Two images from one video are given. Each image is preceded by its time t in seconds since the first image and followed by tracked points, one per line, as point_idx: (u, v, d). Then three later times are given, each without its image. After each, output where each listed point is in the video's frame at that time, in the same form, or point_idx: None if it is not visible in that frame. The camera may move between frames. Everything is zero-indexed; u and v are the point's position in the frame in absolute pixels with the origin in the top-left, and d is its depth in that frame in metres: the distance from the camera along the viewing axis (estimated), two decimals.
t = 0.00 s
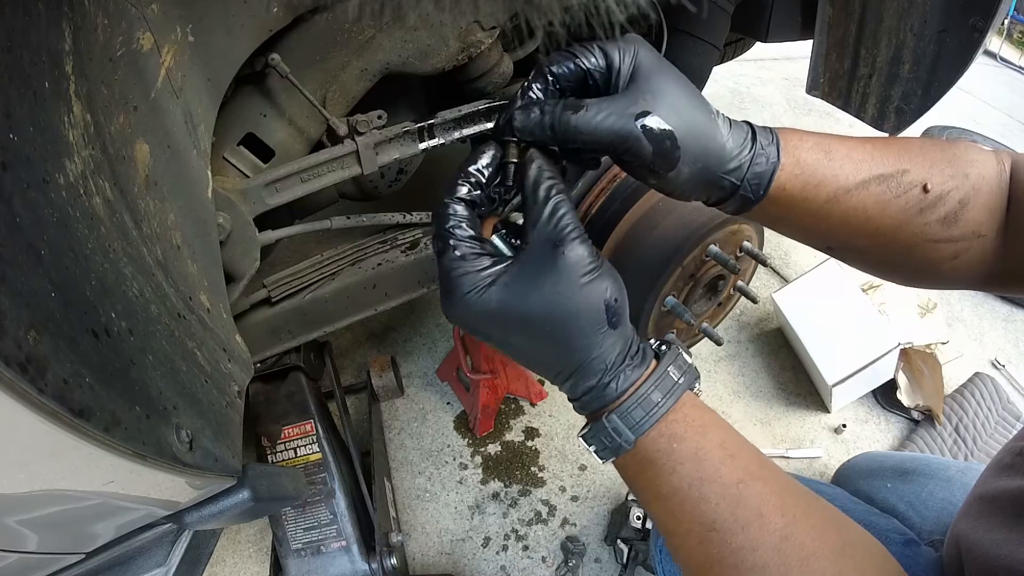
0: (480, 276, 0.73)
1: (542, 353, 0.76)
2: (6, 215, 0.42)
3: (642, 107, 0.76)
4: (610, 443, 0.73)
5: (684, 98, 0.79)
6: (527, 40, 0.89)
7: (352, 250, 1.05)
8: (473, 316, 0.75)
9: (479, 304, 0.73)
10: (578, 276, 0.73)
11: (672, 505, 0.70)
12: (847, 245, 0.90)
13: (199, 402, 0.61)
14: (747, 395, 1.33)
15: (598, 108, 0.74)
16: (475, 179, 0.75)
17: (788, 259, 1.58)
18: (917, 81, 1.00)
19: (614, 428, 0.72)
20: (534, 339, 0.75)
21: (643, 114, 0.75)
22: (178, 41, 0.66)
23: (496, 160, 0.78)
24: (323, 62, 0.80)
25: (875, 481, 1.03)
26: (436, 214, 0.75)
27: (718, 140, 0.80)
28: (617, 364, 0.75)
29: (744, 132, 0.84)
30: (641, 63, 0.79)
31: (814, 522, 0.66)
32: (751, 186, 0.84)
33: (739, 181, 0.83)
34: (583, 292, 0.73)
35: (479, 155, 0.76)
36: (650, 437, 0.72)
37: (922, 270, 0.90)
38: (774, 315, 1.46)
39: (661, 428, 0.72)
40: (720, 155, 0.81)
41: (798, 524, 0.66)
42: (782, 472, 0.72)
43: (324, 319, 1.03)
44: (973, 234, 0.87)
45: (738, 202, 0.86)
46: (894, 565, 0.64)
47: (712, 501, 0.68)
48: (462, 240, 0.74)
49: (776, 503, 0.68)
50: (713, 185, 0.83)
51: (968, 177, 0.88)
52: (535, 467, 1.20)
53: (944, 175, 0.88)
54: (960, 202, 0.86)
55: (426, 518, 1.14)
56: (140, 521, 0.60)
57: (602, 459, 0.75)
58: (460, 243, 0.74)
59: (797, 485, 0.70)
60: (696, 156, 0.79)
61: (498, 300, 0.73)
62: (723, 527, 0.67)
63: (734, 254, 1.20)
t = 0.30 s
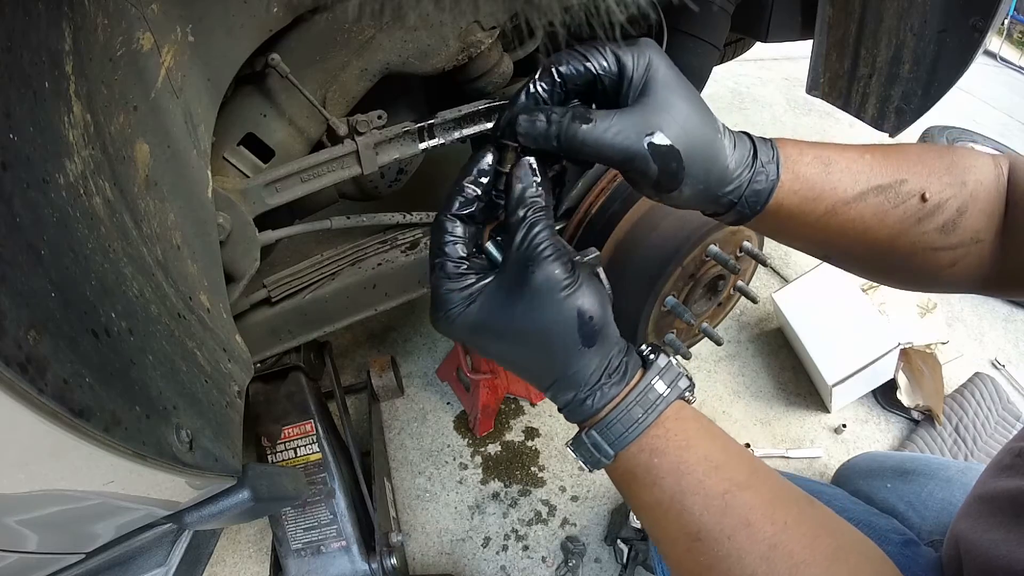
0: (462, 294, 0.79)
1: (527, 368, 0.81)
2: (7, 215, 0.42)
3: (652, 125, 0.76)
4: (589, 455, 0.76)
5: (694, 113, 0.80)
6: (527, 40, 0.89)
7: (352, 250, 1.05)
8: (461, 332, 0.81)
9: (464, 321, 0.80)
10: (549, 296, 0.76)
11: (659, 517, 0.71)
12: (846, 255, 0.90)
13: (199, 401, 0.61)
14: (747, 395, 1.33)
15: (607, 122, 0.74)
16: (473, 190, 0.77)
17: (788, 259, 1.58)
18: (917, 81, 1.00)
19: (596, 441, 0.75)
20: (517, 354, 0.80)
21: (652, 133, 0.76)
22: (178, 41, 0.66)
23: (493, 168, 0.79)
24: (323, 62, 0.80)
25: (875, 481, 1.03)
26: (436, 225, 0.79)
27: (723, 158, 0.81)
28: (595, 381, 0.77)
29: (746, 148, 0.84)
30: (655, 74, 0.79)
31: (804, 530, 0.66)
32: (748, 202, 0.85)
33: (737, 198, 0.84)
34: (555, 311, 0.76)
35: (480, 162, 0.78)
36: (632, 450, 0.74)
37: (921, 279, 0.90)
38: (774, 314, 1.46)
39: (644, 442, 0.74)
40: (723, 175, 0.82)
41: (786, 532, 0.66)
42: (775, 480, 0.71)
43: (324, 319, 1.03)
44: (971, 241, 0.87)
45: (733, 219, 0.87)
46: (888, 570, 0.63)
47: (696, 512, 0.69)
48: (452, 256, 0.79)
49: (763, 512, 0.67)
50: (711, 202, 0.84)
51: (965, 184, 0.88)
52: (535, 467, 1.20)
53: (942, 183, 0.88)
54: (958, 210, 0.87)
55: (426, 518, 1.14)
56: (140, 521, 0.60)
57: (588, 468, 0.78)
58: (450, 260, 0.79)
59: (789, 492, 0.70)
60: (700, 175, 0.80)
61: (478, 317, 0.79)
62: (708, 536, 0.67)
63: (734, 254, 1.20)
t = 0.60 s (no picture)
0: (455, 303, 0.82)
1: (514, 379, 0.83)
2: (7, 215, 0.42)
3: (675, 86, 0.77)
4: (571, 464, 0.77)
5: (713, 83, 0.80)
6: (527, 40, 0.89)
7: (353, 250, 1.05)
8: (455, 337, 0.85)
9: (459, 327, 0.83)
10: (532, 315, 0.78)
11: (640, 523, 0.71)
12: (845, 247, 0.90)
13: (200, 401, 0.61)
14: (747, 395, 1.33)
15: (632, 75, 0.74)
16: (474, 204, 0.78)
17: (788, 259, 1.58)
18: (917, 81, 1.00)
19: (575, 450, 0.76)
20: (504, 363, 0.83)
21: (675, 92, 0.76)
22: (178, 41, 0.66)
23: (497, 181, 0.79)
24: (323, 62, 0.80)
25: (875, 481, 1.03)
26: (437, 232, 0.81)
27: (735, 133, 0.82)
28: (572, 397, 0.79)
29: (755, 131, 0.85)
30: (680, 40, 0.77)
31: (788, 533, 0.65)
32: (754, 181, 0.86)
33: (745, 173, 0.85)
34: (535, 330, 0.79)
35: (483, 174, 0.78)
36: (609, 462, 0.75)
37: (922, 274, 0.90)
38: (774, 315, 1.46)
39: (620, 452, 0.74)
40: (733, 145, 0.82)
41: (769, 535, 0.65)
42: (761, 484, 0.70)
43: (324, 319, 1.03)
44: (973, 237, 0.87)
45: (739, 197, 0.87)
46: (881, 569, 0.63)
47: (676, 518, 0.68)
48: (450, 265, 0.81)
49: (745, 517, 0.67)
50: (719, 176, 0.84)
51: (966, 180, 0.88)
52: (535, 467, 1.20)
53: (944, 177, 0.89)
54: (959, 204, 0.87)
55: (426, 518, 1.14)
56: (140, 521, 0.60)
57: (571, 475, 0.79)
58: (447, 270, 0.82)
59: (775, 495, 0.69)
60: (712, 143, 0.81)
61: (471, 325, 0.83)
62: (689, 541, 0.67)
63: (734, 255, 1.20)
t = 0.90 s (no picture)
0: (457, 303, 0.81)
1: (511, 381, 0.83)
2: (7, 215, 0.42)
3: (684, 89, 0.76)
4: (566, 468, 0.78)
5: (721, 87, 0.80)
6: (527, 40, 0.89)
7: (352, 250, 1.05)
8: (456, 336, 0.83)
9: (460, 327, 0.82)
10: (534, 323, 0.77)
11: (635, 528, 0.72)
12: (852, 252, 0.90)
13: (200, 401, 0.61)
14: (747, 395, 1.33)
15: (641, 82, 0.73)
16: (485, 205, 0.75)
17: (788, 259, 1.58)
18: (917, 81, 1.00)
19: (569, 456, 0.77)
20: (502, 365, 0.82)
21: (685, 95, 0.76)
22: (178, 41, 0.66)
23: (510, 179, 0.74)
24: (323, 62, 0.80)
25: (875, 481, 1.03)
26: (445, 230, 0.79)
27: (746, 135, 0.82)
28: (569, 404, 0.79)
29: (766, 132, 0.85)
30: (682, 49, 0.78)
31: (784, 537, 0.66)
32: (768, 183, 0.85)
33: (760, 175, 0.85)
34: (536, 338, 0.78)
35: (499, 175, 0.73)
36: (604, 467, 0.75)
37: (926, 278, 0.90)
38: (774, 315, 1.46)
39: (615, 459, 0.75)
40: (744, 147, 0.82)
41: (765, 539, 0.66)
42: (757, 488, 0.71)
43: (324, 319, 1.03)
44: (975, 242, 0.87)
45: (753, 200, 0.87)
46: (877, 569, 0.64)
47: (670, 522, 0.69)
48: (455, 265, 0.79)
49: (740, 521, 0.67)
50: (734, 178, 0.84)
51: (971, 185, 0.88)
52: (535, 467, 1.20)
53: (949, 182, 0.88)
54: (964, 210, 0.87)
55: (426, 518, 1.14)
56: (140, 521, 0.60)
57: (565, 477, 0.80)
58: (452, 271, 0.80)
59: (770, 499, 0.70)
60: (725, 146, 0.81)
61: (473, 326, 0.81)
62: (683, 545, 0.68)
63: (734, 254, 1.19)
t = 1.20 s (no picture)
0: (459, 299, 0.79)
1: (512, 377, 0.83)
2: (7, 214, 0.42)
3: (693, 82, 0.77)
4: (567, 467, 0.78)
5: (727, 84, 0.81)
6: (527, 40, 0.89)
7: (352, 250, 1.05)
8: (456, 330, 0.83)
9: (462, 322, 0.81)
10: (538, 323, 0.77)
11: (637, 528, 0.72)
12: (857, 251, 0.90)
13: (200, 401, 0.61)
14: (747, 395, 1.33)
15: (652, 75, 0.73)
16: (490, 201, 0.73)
17: (788, 259, 1.58)
18: (916, 81, 1.00)
19: (571, 455, 0.77)
20: (504, 363, 0.83)
21: (694, 88, 0.76)
22: (178, 41, 0.67)
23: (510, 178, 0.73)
24: (323, 62, 0.80)
25: (875, 481, 1.03)
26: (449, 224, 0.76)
27: (754, 130, 0.83)
28: (572, 403, 0.79)
29: (774, 127, 0.86)
30: (688, 43, 0.79)
31: (787, 537, 0.66)
32: (778, 179, 0.85)
33: (770, 171, 0.85)
34: (540, 337, 0.78)
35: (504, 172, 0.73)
36: (606, 467, 0.75)
37: (929, 278, 0.90)
38: (774, 315, 1.46)
39: (617, 459, 0.75)
40: (752, 144, 0.82)
41: (766, 539, 0.66)
42: (758, 488, 0.71)
43: (324, 319, 1.03)
44: (979, 242, 0.87)
45: (763, 197, 0.87)
46: (879, 570, 0.64)
47: (672, 522, 0.69)
48: (459, 261, 0.77)
49: (742, 521, 0.67)
50: (743, 175, 0.84)
51: (976, 184, 0.88)
52: (535, 467, 1.20)
53: (954, 181, 0.88)
54: (969, 208, 0.87)
55: (426, 518, 1.14)
56: (140, 521, 0.60)
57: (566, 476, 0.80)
58: (457, 266, 0.77)
59: (771, 499, 0.70)
60: (734, 141, 0.81)
61: (475, 322, 0.81)
62: (684, 546, 0.68)
63: (734, 255, 1.19)
